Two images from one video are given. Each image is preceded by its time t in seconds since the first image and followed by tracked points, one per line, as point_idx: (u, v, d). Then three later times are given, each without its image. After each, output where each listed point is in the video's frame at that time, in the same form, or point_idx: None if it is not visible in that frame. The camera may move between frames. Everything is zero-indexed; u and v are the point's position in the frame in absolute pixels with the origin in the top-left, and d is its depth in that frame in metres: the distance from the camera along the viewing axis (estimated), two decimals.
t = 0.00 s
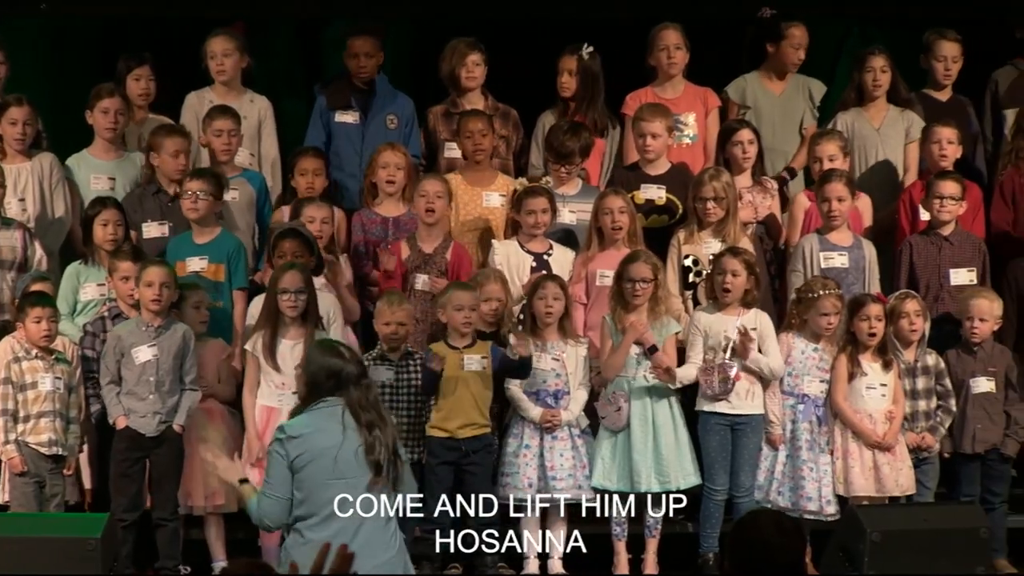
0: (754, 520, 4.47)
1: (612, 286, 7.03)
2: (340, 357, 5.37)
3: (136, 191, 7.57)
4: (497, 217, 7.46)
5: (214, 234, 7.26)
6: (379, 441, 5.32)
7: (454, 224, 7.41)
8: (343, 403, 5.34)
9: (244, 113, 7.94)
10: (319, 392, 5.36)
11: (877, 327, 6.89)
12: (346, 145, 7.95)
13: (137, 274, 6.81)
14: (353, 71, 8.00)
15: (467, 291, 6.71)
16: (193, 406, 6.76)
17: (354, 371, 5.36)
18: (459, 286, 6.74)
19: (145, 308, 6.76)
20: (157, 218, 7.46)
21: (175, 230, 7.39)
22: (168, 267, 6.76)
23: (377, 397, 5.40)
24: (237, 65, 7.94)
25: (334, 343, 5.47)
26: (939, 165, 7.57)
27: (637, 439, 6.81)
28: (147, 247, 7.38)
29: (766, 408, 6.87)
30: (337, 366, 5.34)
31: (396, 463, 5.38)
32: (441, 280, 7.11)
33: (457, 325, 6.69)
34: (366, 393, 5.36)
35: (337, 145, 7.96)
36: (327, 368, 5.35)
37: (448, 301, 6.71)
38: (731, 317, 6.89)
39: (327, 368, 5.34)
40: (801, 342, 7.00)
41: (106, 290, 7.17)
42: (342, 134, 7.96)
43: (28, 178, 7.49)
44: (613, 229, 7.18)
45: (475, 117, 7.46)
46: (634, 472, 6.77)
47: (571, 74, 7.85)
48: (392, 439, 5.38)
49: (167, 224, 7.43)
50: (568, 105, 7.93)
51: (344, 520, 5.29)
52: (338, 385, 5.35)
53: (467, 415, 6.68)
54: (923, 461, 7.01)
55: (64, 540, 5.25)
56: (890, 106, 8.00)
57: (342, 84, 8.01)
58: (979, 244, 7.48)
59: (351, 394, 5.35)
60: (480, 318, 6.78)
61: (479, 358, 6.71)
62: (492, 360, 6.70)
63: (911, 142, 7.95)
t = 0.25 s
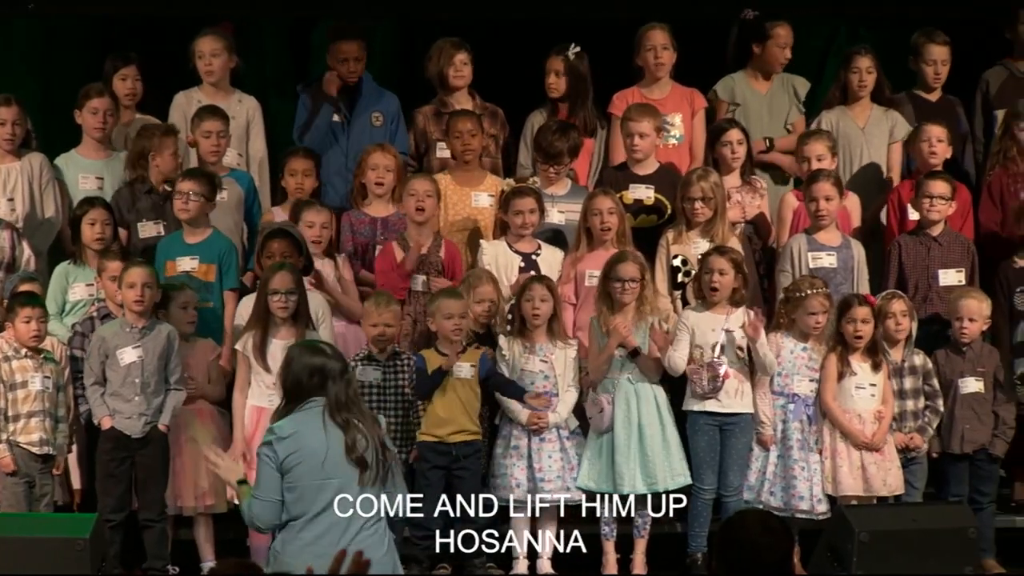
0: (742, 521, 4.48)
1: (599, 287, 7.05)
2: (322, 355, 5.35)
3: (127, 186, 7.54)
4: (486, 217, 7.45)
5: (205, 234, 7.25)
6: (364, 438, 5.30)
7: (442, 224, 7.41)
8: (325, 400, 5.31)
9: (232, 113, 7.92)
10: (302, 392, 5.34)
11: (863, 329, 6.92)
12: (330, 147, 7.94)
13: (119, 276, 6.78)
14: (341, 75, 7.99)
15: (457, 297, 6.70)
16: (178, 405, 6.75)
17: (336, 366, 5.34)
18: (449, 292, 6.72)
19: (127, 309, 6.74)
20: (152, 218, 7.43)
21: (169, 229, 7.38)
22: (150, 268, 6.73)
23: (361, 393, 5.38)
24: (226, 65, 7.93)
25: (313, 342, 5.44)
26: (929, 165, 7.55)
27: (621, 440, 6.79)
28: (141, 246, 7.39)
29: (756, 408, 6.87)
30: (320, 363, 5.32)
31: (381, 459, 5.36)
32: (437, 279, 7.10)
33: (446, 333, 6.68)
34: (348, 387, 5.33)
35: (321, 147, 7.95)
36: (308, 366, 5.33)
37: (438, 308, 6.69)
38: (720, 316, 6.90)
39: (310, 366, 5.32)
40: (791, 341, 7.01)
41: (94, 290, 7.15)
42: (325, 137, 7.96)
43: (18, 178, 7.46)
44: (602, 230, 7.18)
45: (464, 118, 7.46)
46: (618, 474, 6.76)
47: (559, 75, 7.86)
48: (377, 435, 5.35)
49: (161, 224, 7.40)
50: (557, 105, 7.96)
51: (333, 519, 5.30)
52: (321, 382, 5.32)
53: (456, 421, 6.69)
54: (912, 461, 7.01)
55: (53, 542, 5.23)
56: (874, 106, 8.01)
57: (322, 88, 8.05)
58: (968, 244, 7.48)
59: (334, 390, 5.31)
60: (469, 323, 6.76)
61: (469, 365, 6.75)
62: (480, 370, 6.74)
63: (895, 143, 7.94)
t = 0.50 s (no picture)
0: (733, 521, 4.44)
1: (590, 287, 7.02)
2: (348, 354, 5.39)
3: (117, 188, 7.54)
4: (476, 217, 7.45)
5: (197, 234, 7.25)
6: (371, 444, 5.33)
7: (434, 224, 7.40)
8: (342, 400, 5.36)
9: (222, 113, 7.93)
10: (322, 388, 5.38)
11: (852, 328, 6.90)
12: (318, 147, 7.95)
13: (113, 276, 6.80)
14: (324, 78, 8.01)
15: (450, 291, 6.72)
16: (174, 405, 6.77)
17: (360, 369, 5.38)
18: (441, 286, 6.75)
19: (123, 308, 6.75)
20: (146, 219, 7.44)
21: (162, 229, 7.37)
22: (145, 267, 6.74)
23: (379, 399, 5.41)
24: (216, 66, 7.93)
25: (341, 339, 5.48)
26: (921, 165, 7.54)
27: (615, 441, 6.79)
28: (133, 245, 7.41)
29: (748, 410, 6.86)
30: (344, 363, 5.37)
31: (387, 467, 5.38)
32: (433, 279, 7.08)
33: (439, 326, 6.70)
34: (368, 391, 5.38)
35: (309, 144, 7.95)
36: (333, 363, 5.37)
37: (431, 301, 6.72)
38: (710, 316, 6.91)
39: (335, 364, 5.36)
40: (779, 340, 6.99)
41: (86, 290, 7.17)
42: (312, 140, 7.95)
43: (11, 178, 7.42)
44: (594, 231, 7.18)
45: (455, 119, 7.46)
46: (613, 474, 6.73)
47: (548, 75, 7.92)
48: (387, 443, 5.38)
49: (156, 224, 7.40)
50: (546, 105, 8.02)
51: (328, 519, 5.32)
52: (342, 382, 5.37)
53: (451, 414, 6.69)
54: (903, 461, 7.01)
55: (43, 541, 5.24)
56: (862, 106, 8.01)
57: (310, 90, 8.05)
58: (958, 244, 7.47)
59: (353, 392, 5.36)
60: (462, 318, 6.78)
61: (464, 357, 6.74)
62: (475, 363, 6.73)
63: (883, 142, 7.95)
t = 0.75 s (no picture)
0: (722, 520, 4.48)
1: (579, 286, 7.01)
2: (367, 365, 5.43)
3: (105, 189, 7.53)
4: (465, 217, 7.46)
5: (184, 235, 7.26)
6: (373, 453, 5.35)
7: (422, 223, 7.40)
8: (354, 408, 5.39)
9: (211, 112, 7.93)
10: (333, 391, 5.42)
11: (841, 328, 6.89)
12: (306, 146, 7.95)
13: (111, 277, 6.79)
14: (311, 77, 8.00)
15: (437, 290, 6.73)
16: (167, 407, 6.78)
17: (376, 381, 5.41)
18: (429, 285, 6.76)
19: (122, 309, 6.74)
20: (137, 220, 7.44)
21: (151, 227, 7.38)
22: (145, 269, 6.72)
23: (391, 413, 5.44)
24: (205, 65, 7.93)
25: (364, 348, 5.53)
26: (910, 165, 7.54)
27: (616, 440, 6.78)
28: (122, 245, 7.40)
29: (737, 411, 6.84)
30: (361, 372, 5.40)
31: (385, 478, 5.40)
32: (414, 281, 7.07)
33: (426, 326, 6.71)
34: (384, 405, 5.41)
35: (299, 144, 7.94)
36: (350, 370, 5.41)
37: (417, 301, 6.74)
38: (700, 316, 6.91)
39: (351, 371, 5.40)
40: (766, 339, 6.99)
41: (75, 290, 7.17)
42: (302, 135, 7.95)
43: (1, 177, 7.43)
44: (584, 231, 7.17)
45: (444, 118, 7.45)
46: (615, 472, 6.72)
47: (537, 75, 7.87)
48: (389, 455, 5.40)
49: (146, 225, 7.41)
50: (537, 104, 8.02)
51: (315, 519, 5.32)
52: (354, 389, 5.40)
53: (440, 416, 6.72)
54: (893, 460, 7.01)
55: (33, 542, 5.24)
56: (851, 106, 8.01)
57: (298, 88, 8.04)
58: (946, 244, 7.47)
59: (373, 403, 5.39)
60: (450, 318, 6.79)
61: (451, 359, 6.78)
62: (464, 367, 6.76)
63: (872, 142, 7.95)
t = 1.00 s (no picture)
0: (713, 520, 4.49)
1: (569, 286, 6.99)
2: (334, 358, 5.46)
3: (95, 189, 7.52)
4: (456, 217, 7.46)
5: (171, 234, 7.26)
6: (359, 445, 5.41)
7: (411, 223, 7.41)
8: (330, 404, 5.43)
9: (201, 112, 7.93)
10: (305, 389, 5.43)
11: (832, 327, 6.89)
12: (295, 145, 7.94)
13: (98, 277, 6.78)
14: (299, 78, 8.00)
15: (423, 291, 6.75)
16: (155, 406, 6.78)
17: (346, 374, 5.45)
18: (415, 286, 6.77)
19: (108, 309, 6.73)
20: (125, 219, 7.45)
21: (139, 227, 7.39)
22: (131, 268, 6.72)
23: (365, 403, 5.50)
24: (195, 65, 7.92)
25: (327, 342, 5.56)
26: (898, 165, 7.55)
27: (612, 439, 6.79)
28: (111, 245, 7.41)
29: (727, 408, 6.84)
30: (331, 367, 5.43)
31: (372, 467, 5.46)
32: (400, 279, 7.09)
33: (411, 325, 6.71)
34: (354, 397, 5.45)
35: (289, 144, 7.94)
36: (318, 365, 5.43)
37: (403, 300, 6.75)
38: (692, 314, 6.91)
39: (320, 366, 5.42)
40: (755, 339, 6.99)
41: (64, 289, 7.16)
42: (290, 134, 7.95)
43: None
44: (574, 230, 7.15)
45: (435, 118, 7.45)
46: (610, 472, 6.73)
47: (531, 75, 7.91)
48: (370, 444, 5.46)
49: (135, 224, 7.44)
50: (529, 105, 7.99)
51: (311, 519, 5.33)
52: (327, 384, 5.43)
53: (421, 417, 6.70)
54: (886, 461, 6.98)
55: (24, 542, 5.24)
56: (843, 105, 8.01)
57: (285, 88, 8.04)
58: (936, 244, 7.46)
59: (343, 398, 5.43)
60: (436, 318, 6.80)
61: (438, 362, 6.77)
62: (449, 369, 6.75)
63: (864, 141, 7.94)
